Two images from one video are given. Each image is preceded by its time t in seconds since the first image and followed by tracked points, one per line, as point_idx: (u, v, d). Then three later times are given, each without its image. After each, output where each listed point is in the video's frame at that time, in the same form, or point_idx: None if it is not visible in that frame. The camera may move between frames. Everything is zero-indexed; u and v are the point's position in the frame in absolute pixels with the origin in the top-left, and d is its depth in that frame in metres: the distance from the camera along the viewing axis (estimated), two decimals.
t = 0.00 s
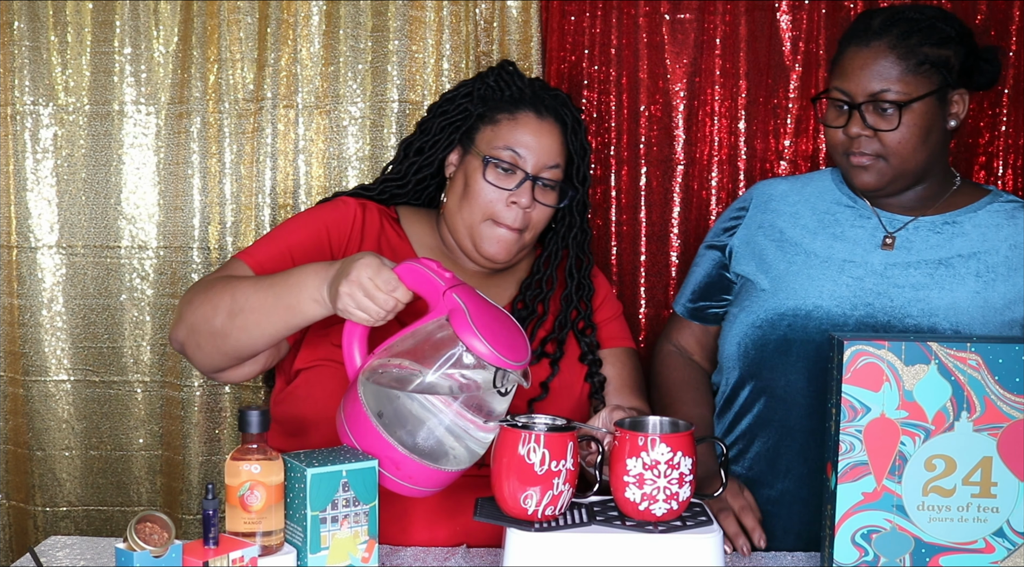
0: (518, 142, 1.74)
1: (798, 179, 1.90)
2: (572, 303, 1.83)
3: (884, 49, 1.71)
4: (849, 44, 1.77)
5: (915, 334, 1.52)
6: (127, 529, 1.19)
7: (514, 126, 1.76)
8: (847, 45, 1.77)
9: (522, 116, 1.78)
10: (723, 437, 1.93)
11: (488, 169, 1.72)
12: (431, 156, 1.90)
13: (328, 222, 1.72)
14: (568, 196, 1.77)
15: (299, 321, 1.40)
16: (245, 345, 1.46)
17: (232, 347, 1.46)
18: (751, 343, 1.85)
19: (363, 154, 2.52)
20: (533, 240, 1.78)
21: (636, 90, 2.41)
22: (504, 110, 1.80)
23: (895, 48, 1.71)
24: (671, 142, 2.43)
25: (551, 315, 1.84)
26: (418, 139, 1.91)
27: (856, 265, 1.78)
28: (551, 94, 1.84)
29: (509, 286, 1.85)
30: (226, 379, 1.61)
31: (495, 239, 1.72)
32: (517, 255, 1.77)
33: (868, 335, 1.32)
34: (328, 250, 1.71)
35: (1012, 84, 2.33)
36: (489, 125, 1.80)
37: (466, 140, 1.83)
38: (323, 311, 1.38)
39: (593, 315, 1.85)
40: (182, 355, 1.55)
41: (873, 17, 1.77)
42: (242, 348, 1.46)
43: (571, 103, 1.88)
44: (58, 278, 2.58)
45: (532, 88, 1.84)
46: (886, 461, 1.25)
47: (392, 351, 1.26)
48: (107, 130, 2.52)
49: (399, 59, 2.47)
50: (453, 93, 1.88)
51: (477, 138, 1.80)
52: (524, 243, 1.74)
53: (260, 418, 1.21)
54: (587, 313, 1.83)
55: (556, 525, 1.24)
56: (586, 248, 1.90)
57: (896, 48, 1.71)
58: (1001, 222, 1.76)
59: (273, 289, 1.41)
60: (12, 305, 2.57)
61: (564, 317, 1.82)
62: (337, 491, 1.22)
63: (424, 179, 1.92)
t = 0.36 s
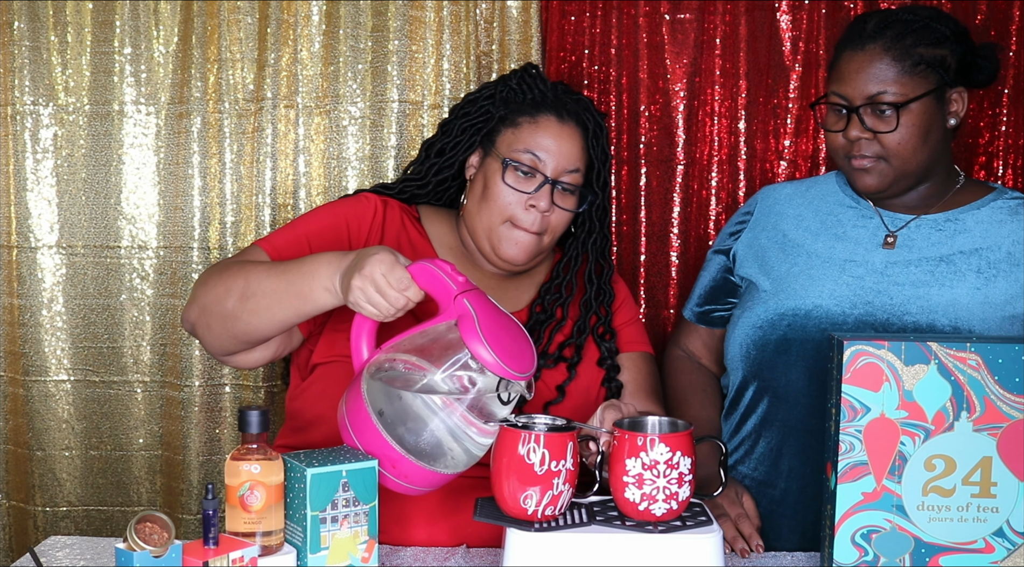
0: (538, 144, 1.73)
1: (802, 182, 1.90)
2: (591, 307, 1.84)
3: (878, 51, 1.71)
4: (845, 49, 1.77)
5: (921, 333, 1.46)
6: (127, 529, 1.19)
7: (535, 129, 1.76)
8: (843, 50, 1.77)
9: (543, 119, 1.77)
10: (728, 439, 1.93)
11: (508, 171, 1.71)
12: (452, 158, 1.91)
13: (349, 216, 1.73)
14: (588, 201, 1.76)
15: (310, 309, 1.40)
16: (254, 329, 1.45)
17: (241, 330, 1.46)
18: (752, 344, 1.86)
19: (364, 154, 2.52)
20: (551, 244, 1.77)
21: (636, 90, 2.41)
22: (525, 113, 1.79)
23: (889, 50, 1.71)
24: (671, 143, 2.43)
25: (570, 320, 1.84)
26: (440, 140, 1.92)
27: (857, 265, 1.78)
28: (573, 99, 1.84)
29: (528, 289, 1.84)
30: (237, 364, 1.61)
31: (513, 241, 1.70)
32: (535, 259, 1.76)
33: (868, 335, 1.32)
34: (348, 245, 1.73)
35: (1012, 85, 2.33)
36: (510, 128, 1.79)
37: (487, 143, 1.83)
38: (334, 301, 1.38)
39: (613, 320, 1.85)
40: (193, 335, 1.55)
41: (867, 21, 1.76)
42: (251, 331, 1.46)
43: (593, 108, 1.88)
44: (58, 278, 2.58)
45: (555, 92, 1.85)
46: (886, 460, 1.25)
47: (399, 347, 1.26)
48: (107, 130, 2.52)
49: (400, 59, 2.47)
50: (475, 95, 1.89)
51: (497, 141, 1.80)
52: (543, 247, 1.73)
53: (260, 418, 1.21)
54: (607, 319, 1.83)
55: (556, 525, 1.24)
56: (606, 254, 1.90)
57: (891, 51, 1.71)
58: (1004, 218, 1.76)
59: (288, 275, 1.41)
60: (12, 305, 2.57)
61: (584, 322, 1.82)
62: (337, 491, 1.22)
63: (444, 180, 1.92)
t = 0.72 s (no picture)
0: (546, 144, 1.73)
1: (799, 186, 1.91)
2: (602, 307, 1.83)
3: (870, 52, 1.72)
4: (838, 51, 1.77)
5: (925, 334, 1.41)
6: (127, 529, 1.19)
7: (543, 128, 1.76)
8: (836, 52, 1.77)
9: (552, 119, 1.77)
10: (730, 440, 1.93)
11: (516, 170, 1.71)
12: (462, 159, 1.91)
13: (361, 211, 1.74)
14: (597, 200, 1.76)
15: (317, 298, 1.40)
16: (261, 315, 1.45)
17: (247, 315, 1.46)
18: (751, 345, 1.86)
19: (364, 154, 2.52)
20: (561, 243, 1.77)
21: (635, 90, 2.41)
22: (533, 113, 1.79)
23: (881, 51, 1.71)
24: (671, 143, 2.43)
25: (581, 320, 1.83)
26: (449, 140, 1.92)
27: (854, 264, 1.78)
28: (582, 98, 1.84)
29: (539, 289, 1.84)
30: (240, 352, 1.60)
31: (522, 241, 1.70)
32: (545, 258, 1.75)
33: (868, 335, 1.32)
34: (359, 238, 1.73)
35: (1011, 85, 2.33)
36: (519, 127, 1.79)
37: (497, 142, 1.83)
38: (342, 291, 1.38)
39: (624, 320, 1.85)
40: (198, 319, 1.54)
41: (858, 23, 1.77)
42: (257, 318, 1.45)
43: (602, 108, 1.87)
44: (59, 278, 2.58)
45: (564, 92, 1.85)
46: (886, 460, 1.25)
47: (403, 342, 1.27)
48: (107, 130, 2.52)
49: (400, 59, 2.48)
50: (484, 96, 1.88)
51: (506, 141, 1.80)
52: (552, 246, 1.73)
53: (260, 418, 1.21)
54: (619, 319, 1.83)
55: (557, 525, 1.24)
56: (618, 253, 1.90)
57: (882, 51, 1.71)
58: (1001, 215, 1.75)
59: (297, 264, 1.41)
60: (12, 305, 2.57)
61: (596, 321, 1.81)
62: (337, 491, 1.22)
63: (454, 180, 1.92)
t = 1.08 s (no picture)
0: (545, 143, 1.73)
1: (802, 186, 1.91)
2: (603, 306, 1.83)
3: (874, 52, 1.72)
4: (841, 52, 1.77)
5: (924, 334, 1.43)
6: (126, 529, 1.19)
7: (542, 127, 1.76)
8: (839, 53, 1.77)
9: (549, 117, 1.77)
10: (733, 441, 1.93)
11: (516, 170, 1.71)
12: (461, 159, 1.91)
13: (362, 211, 1.74)
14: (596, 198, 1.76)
15: (318, 295, 1.40)
16: (262, 312, 1.44)
17: (248, 312, 1.45)
18: (754, 345, 1.86)
19: (364, 154, 2.52)
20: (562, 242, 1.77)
21: (636, 90, 2.41)
22: (531, 112, 1.79)
23: (884, 51, 1.71)
24: (671, 143, 2.43)
25: (582, 318, 1.83)
26: (448, 140, 1.93)
27: (857, 265, 1.78)
28: (580, 96, 1.84)
29: (541, 288, 1.84)
30: (240, 350, 1.60)
31: (523, 241, 1.70)
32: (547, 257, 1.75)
33: (868, 335, 1.32)
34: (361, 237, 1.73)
35: (1011, 85, 2.33)
36: (517, 127, 1.79)
37: (495, 141, 1.83)
38: (344, 288, 1.38)
39: (625, 318, 1.84)
40: (198, 315, 1.54)
41: (861, 23, 1.77)
42: (259, 315, 1.45)
43: (600, 105, 1.87)
44: (58, 278, 2.58)
45: (561, 90, 1.84)
46: (886, 460, 1.25)
47: (404, 341, 1.27)
48: (107, 130, 2.52)
49: (400, 59, 2.48)
50: (482, 96, 1.88)
51: (504, 140, 1.80)
52: (553, 245, 1.73)
53: (260, 418, 1.21)
54: (620, 316, 1.83)
55: (558, 526, 1.24)
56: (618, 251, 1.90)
57: (885, 52, 1.71)
58: (1004, 216, 1.75)
59: (299, 261, 1.41)
60: (12, 305, 2.57)
61: (596, 319, 1.81)
62: (337, 491, 1.22)
63: (453, 180, 1.93)
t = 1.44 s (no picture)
0: (544, 143, 1.73)
1: (807, 187, 1.91)
2: (603, 305, 1.83)
3: (882, 53, 1.72)
4: (848, 52, 1.77)
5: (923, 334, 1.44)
6: (127, 529, 1.19)
7: (540, 127, 1.76)
8: (846, 53, 1.77)
9: (547, 117, 1.77)
10: (735, 442, 1.93)
11: (515, 170, 1.71)
12: (460, 160, 1.91)
13: (363, 210, 1.74)
14: (596, 197, 1.76)
15: (320, 294, 1.40)
16: (264, 312, 1.44)
17: (251, 312, 1.45)
18: (758, 347, 1.86)
19: (364, 154, 2.52)
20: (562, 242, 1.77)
21: (636, 90, 2.41)
22: (530, 112, 1.79)
23: (892, 52, 1.71)
24: (671, 143, 2.43)
25: (581, 317, 1.83)
26: (448, 141, 1.93)
27: (861, 267, 1.78)
28: (578, 95, 1.84)
29: (541, 288, 1.84)
30: (242, 350, 1.60)
31: (523, 239, 1.70)
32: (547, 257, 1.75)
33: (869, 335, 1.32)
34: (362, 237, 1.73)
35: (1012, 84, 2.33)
36: (515, 127, 1.79)
37: (494, 142, 1.83)
38: (346, 287, 1.38)
39: (626, 317, 1.84)
40: (199, 315, 1.54)
41: (869, 23, 1.77)
42: (261, 314, 1.45)
43: (599, 104, 1.87)
44: (58, 278, 2.58)
45: (559, 89, 1.84)
46: (886, 460, 1.25)
47: (407, 339, 1.27)
48: (107, 130, 2.52)
49: (400, 59, 2.48)
50: (481, 96, 1.88)
51: (503, 141, 1.80)
52: (553, 244, 1.73)
53: (260, 418, 1.21)
54: (620, 316, 1.83)
55: (558, 526, 1.24)
56: (618, 250, 1.90)
57: (893, 52, 1.71)
58: (1009, 219, 1.76)
59: (300, 259, 1.41)
60: (12, 305, 2.57)
61: (596, 318, 1.81)
62: (337, 491, 1.22)
63: (453, 181, 1.93)
